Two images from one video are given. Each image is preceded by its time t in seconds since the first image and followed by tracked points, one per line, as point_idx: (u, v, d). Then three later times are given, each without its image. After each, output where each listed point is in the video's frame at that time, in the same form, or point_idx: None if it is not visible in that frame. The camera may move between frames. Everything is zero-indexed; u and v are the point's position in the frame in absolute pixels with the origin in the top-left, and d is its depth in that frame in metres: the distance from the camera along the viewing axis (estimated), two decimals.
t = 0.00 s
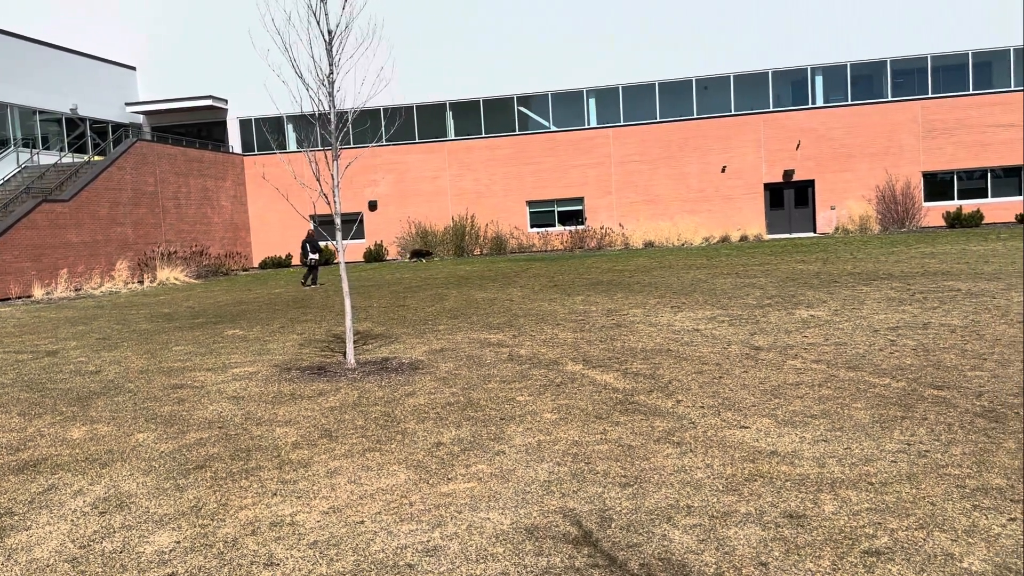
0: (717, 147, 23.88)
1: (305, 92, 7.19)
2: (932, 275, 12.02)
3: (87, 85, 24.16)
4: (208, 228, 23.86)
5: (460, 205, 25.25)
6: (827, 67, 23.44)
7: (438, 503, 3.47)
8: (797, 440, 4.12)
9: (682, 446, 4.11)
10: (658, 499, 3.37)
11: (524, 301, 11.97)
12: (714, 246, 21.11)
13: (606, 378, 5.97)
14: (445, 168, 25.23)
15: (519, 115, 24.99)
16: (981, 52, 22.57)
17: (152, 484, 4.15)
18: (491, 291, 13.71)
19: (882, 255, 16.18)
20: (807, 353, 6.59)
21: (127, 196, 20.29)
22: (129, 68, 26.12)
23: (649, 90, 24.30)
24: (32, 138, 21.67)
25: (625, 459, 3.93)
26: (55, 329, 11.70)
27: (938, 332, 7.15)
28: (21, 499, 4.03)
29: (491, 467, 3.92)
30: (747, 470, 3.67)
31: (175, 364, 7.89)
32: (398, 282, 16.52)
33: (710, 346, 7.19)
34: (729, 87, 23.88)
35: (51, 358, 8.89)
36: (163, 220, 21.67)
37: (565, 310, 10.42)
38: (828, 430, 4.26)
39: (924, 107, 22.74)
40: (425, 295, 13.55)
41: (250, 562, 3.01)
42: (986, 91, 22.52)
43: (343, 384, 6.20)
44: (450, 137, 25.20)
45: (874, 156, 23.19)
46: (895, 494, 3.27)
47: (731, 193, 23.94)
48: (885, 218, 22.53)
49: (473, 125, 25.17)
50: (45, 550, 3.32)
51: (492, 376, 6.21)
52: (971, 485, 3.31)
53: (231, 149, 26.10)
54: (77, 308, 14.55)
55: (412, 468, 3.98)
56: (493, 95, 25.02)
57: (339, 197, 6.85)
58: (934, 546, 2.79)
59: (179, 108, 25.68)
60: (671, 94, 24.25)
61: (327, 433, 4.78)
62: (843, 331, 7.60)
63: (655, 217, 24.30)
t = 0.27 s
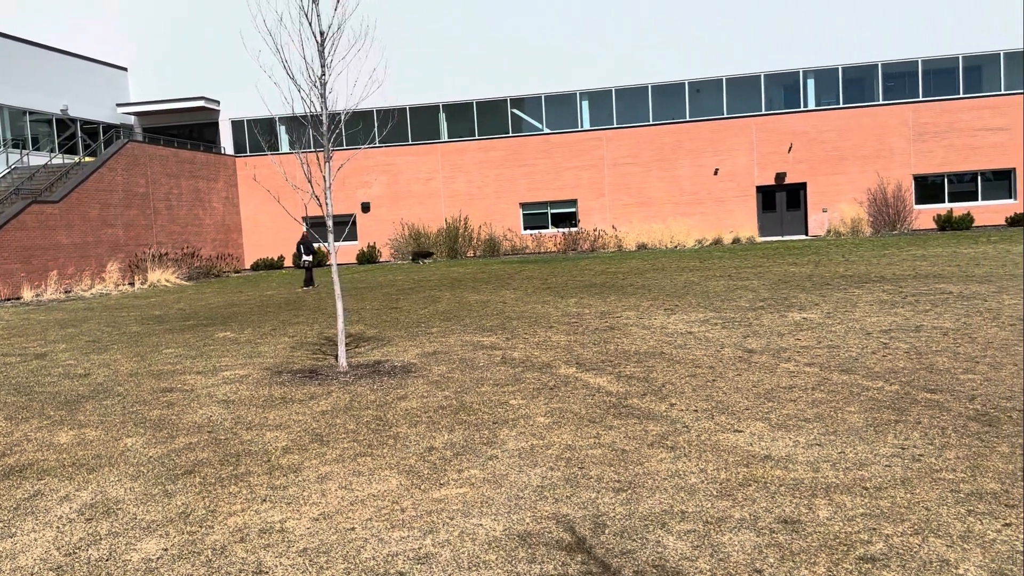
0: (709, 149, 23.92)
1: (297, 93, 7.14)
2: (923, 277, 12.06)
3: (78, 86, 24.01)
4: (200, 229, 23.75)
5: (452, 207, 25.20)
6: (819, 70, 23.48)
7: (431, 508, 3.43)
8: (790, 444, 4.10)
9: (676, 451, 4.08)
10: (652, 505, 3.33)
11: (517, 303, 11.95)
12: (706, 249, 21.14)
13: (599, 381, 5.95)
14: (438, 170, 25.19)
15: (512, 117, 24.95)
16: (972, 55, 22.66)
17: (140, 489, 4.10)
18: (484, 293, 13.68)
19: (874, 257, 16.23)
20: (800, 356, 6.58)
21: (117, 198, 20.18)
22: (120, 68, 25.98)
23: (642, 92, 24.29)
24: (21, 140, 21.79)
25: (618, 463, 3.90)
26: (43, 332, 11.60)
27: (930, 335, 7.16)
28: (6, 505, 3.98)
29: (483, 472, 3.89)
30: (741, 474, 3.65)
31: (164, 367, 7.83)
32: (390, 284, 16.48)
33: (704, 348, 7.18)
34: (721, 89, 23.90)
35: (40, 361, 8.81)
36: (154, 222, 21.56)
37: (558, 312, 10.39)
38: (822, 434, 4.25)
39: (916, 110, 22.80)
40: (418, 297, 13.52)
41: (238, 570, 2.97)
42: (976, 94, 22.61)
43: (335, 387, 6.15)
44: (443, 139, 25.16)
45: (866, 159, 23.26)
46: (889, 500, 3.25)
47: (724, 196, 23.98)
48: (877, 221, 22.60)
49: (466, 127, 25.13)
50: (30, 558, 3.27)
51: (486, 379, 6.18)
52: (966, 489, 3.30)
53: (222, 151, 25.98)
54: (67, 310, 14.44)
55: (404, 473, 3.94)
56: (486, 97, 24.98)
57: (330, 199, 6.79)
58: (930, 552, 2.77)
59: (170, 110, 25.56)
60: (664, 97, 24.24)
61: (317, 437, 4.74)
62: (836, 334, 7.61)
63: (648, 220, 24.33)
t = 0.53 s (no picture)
0: (705, 152, 23.94)
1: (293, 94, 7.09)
2: (919, 280, 12.06)
3: (72, 87, 23.93)
4: (194, 232, 23.66)
5: (448, 209, 25.16)
6: (814, 73, 23.50)
7: (427, 513, 3.39)
8: (790, 448, 4.07)
9: (674, 455, 4.05)
10: (651, 510, 3.30)
11: (513, 306, 11.92)
12: (702, 251, 21.15)
13: (597, 384, 5.91)
14: (433, 173, 25.15)
15: (507, 119, 24.91)
16: (967, 59, 22.72)
17: (132, 494, 4.05)
18: (480, 296, 13.63)
19: (870, 260, 16.24)
20: (798, 359, 6.55)
21: (111, 199, 20.09)
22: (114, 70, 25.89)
23: (638, 95, 24.29)
24: (15, 142, 21.67)
25: (616, 468, 3.86)
26: (36, 334, 11.53)
27: (927, 338, 7.14)
28: None
29: (480, 476, 3.85)
30: (741, 479, 3.61)
31: (158, 370, 7.77)
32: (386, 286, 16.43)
33: (700, 351, 7.14)
34: (717, 92, 23.90)
35: (31, 364, 8.73)
36: (148, 224, 21.47)
37: (554, 315, 10.36)
38: (821, 439, 4.21)
39: (911, 113, 22.84)
40: (413, 299, 13.47)
41: None
42: (971, 97, 22.65)
43: (330, 390, 6.11)
44: (438, 141, 25.13)
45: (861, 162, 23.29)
46: (891, 505, 3.22)
47: (719, 199, 23.99)
48: (872, 224, 22.63)
49: (462, 129, 25.09)
50: (20, 564, 3.22)
51: (482, 382, 6.13)
52: (968, 495, 3.26)
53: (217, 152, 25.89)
54: (60, 313, 14.35)
55: (401, 478, 3.89)
56: (481, 99, 24.95)
57: (326, 201, 6.73)
58: (933, 559, 2.73)
59: (165, 111, 25.47)
60: (659, 99, 24.24)
61: (312, 441, 4.69)
62: (833, 337, 7.58)
63: (643, 222, 24.33)
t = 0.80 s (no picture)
0: (697, 156, 23.96)
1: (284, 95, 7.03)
2: (911, 284, 12.07)
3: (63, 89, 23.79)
4: (185, 234, 23.54)
5: (440, 212, 25.11)
6: (806, 76, 23.56)
7: (419, 520, 3.35)
8: (785, 454, 4.03)
9: (668, 460, 4.01)
10: (645, 517, 3.26)
11: (505, 309, 11.88)
12: (694, 255, 21.16)
13: (589, 388, 5.87)
14: (426, 175, 25.09)
15: (500, 122, 24.89)
16: (957, 64, 22.79)
17: (119, 500, 3.99)
18: (472, 299, 13.59)
19: (861, 264, 16.27)
20: (791, 363, 6.53)
21: (101, 201, 19.97)
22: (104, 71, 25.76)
23: (630, 98, 24.31)
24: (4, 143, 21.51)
25: (611, 473, 3.82)
26: (24, 337, 11.43)
27: (921, 342, 7.13)
28: None
29: (472, 482, 3.80)
30: (735, 485, 3.58)
31: (147, 373, 7.70)
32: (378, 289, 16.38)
33: (694, 355, 7.11)
34: (710, 95, 23.94)
35: (19, 367, 8.64)
36: (139, 226, 21.34)
37: (547, 318, 10.32)
38: (816, 444, 4.18)
39: (902, 117, 22.91)
40: (405, 302, 13.41)
41: None
42: (962, 102, 22.72)
43: (320, 394, 6.05)
44: (431, 144, 25.09)
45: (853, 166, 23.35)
46: (887, 511, 3.18)
47: (711, 202, 24.01)
48: (864, 227, 22.68)
49: (454, 132, 25.05)
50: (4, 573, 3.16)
51: (475, 386, 6.09)
52: (964, 500, 3.23)
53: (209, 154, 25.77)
54: (49, 315, 14.25)
55: (392, 484, 3.84)
56: (474, 102, 24.92)
57: (317, 203, 6.67)
58: (931, 566, 2.70)
59: (156, 113, 25.34)
60: (652, 103, 24.27)
61: (302, 446, 4.64)
62: (826, 341, 7.56)
63: (636, 225, 24.33)
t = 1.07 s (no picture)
0: (688, 159, 23.97)
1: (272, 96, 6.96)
2: (902, 287, 12.08)
3: (51, 90, 23.61)
4: (173, 236, 23.38)
5: (431, 215, 25.04)
6: (796, 80, 23.64)
7: (407, 528, 3.28)
8: (777, 459, 3.99)
9: (660, 466, 3.96)
10: (637, 524, 3.20)
11: (496, 312, 11.81)
12: (684, 258, 21.16)
13: (580, 392, 5.82)
14: (416, 178, 25.01)
15: (491, 125, 24.86)
16: (947, 68, 22.96)
17: (101, 507, 3.90)
18: (463, 302, 13.52)
19: (852, 268, 16.29)
20: (782, 367, 6.50)
21: (89, 203, 19.81)
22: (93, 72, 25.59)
23: (622, 101, 24.33)
24: None
25: (602, 479, 3.77)
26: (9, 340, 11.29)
27: (912, 346, 7.12)
28: None
29: (462, 488, 3.74)
30: (728, 491, 3.53)
31: (133, 377, 7.60)
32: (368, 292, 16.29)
33: (685, 359, 7.08)
34: (700, 99, 23.98)
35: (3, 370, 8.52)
36: (127, 227, 21.18)
37: (537, 322, 10.26)
38: (809, 449, 4.14)
39: (892, 121, 23.00)
40: (395, 305, 13.33)
41: None
42: (952, 106, 22.87)
43: (308, 399, 5.98)
44: (422, 146, 25.03)
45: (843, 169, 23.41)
46: (882, 518, 3.14)
47: (702, 205, 24.02)
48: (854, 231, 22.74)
49: (445, 134, 25.01)
50: None
51: (465, 390, 6.03)
52: (960, 507, 3.20)
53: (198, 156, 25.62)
54: (36, 318, 14.10)
55: (380, 490, 3.78)
56: (465, 104, 24.88)
57: (305, 204, 6.59)
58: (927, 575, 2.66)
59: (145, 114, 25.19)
60: (643, 106, 24.30)
61: (289, 451, 4.57)
62: (817, 344, 7.54)
63: (627, 228, 24.32)
